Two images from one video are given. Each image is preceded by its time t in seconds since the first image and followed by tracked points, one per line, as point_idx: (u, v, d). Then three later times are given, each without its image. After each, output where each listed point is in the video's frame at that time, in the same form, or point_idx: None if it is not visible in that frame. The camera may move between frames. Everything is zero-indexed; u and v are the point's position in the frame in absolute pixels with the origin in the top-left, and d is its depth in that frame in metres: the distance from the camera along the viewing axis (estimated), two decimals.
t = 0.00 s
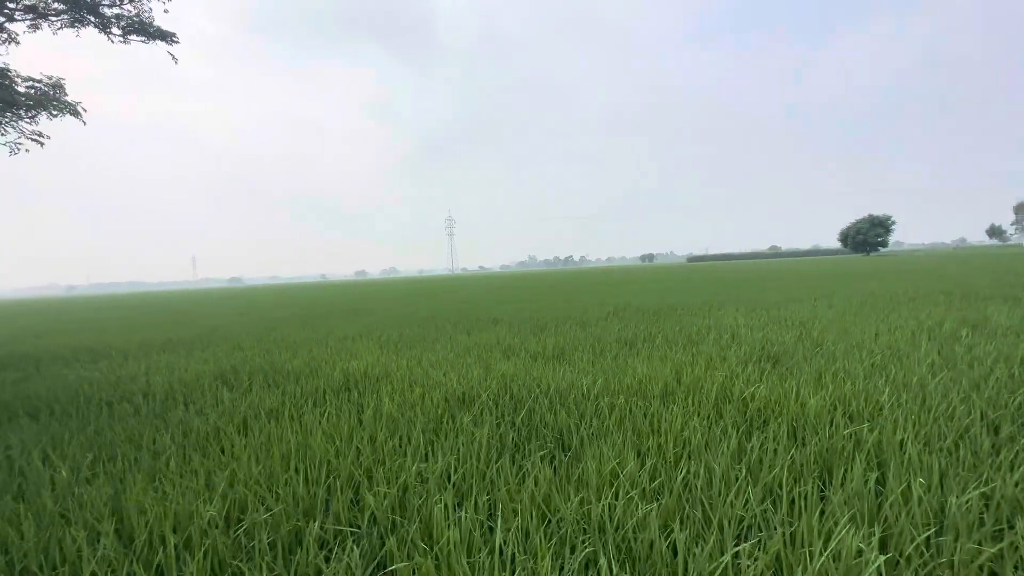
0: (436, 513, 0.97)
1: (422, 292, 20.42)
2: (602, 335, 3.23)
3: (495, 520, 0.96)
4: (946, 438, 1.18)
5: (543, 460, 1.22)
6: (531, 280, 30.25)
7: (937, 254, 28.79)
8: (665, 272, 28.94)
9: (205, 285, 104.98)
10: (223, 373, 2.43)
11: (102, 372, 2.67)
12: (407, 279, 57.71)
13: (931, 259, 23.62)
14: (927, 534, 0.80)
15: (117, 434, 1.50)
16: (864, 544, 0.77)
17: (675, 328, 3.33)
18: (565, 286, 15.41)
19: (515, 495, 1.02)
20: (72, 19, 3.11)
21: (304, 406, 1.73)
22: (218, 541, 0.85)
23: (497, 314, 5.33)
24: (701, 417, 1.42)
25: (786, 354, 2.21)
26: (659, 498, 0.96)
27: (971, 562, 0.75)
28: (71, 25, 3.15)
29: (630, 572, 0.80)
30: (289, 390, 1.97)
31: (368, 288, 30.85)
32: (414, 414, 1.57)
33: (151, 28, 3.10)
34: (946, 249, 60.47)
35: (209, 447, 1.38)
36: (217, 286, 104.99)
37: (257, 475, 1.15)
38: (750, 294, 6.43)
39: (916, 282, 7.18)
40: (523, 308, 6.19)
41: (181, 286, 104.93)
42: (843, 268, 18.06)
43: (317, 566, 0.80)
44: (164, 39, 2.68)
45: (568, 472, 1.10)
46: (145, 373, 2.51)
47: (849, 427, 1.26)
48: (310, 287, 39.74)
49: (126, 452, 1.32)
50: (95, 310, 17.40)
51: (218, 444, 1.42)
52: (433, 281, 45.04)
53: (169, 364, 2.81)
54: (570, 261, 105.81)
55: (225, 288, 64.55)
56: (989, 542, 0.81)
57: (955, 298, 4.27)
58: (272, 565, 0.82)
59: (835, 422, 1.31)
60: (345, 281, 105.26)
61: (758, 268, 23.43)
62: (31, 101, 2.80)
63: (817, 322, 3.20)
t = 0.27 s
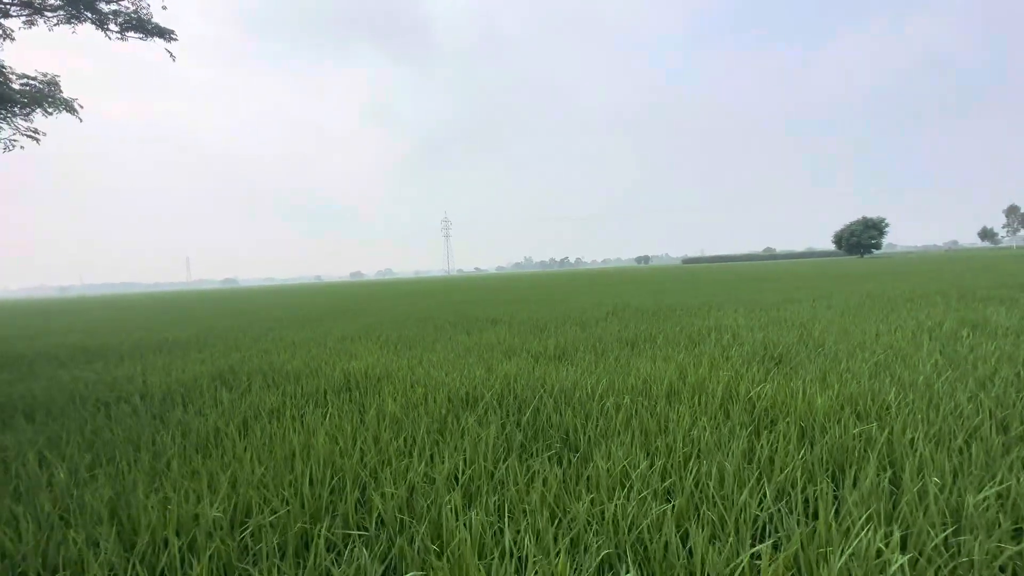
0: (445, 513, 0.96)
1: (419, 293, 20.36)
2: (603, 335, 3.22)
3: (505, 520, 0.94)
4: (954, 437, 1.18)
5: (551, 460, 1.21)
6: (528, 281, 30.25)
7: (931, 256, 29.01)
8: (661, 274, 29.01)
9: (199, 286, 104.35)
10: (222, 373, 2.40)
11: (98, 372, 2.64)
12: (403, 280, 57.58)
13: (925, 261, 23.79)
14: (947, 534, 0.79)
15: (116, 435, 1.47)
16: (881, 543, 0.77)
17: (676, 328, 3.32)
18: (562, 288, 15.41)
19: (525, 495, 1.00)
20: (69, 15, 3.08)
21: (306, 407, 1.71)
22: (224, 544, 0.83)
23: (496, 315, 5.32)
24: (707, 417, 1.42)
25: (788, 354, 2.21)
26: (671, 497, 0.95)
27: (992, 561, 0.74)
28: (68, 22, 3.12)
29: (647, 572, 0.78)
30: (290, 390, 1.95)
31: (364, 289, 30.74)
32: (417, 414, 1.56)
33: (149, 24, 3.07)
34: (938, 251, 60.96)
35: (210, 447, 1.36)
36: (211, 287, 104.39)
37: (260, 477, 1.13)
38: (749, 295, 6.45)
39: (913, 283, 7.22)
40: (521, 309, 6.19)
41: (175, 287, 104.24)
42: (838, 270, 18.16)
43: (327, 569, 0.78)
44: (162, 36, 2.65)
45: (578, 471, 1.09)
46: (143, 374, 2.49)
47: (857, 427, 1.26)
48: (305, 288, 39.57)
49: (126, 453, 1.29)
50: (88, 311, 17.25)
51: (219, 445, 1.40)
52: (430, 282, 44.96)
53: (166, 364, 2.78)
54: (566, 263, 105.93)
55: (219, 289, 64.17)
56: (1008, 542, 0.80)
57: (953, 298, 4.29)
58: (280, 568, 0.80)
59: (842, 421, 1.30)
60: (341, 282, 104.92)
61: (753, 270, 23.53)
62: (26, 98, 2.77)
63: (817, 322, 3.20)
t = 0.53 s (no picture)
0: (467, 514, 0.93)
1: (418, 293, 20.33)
2: (610, 333, 3.19)
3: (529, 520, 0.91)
4: (982, 433, 1.15)
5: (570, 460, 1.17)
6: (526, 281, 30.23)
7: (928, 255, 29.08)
8: (660, 273, 29.02)
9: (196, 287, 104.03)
10: (225, 373, 2.36)
11: (97, 372, 2.59)
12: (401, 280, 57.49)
13: (923, 259, 23.84)
14: (993, 536, 0.76)
15: (119, 437, 1.44)
16: (925, 544, 0.74)
17: (683, 326, 3.29)
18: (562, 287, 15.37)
19: (548, 495, 0.97)
20: (67, 8, 3.03)
21: (313, 407, 1.67)
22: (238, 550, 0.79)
23: (498, 314, 5.28)
24: (726, 415, 1.39)
25: (801, 352, 2.18)
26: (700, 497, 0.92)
27: None
28: (66, 16, 3.07)
29: (681, 575, 0.75)
30: (296, 390, 1.91)
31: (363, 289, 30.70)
32: (429, 414, 1.52)
33: (149, 18, 3.02)
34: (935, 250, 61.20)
35: (217, 448, 1.32)
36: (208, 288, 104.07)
37: (271, 479, 1.10)
38: (752, 294, 6.42)
39: (916, 281, 7.20)
40: (524, 308, 6.15)
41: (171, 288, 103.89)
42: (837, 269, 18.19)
43: None
44: (162, 30, 2.61)
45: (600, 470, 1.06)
46: (145, 374, 2.45)
47: (882, 426, 1.23)
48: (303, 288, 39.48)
49: (131, 455, 1.26)
50: (85, 312, 17.16)
51: (226, 446, 1.36)
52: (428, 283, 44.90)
53: (168, 364, 2.74)
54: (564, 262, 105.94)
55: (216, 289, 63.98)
56: None
57: (959, 296, 4.27)
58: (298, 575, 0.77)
59: (864, 419, 1.28)
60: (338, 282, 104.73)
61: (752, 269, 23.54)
62: (23, 93, 2.72)
63: (825, 320, 3.18)
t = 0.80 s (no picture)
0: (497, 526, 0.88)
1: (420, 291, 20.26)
2: (621, 332, 3.13)
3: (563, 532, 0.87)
4: None
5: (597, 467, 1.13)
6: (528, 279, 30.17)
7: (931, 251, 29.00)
8: (662, 271, 28.94)
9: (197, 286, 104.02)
10: (231, 375, 2.31)
11: (102, 374, 2.54)
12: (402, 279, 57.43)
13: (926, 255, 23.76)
14: None
15: (126, 443, 1.39)
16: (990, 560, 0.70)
17: (696, 325, 3.23)
18: (565, 285, 15.31)
19: (579, 504, 0.93)
20: (67, 4, 2.98)
21: (324, 410, 1.63)
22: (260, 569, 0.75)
23: (503, 312, 5.23)
24: (755, 417, 1.34)
25: (820, 351, 2.13)
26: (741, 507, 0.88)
27: None
28: (66, 11, 3.02)
29: None
30: (305, 392, 1.87)
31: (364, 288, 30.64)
32: (445, 417, 1.48)
33: (151, 13, 2.97)
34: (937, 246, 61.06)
35: (229, 454, 1.28)
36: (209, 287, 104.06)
37: (288, 488, 1.05)
38: (758, 290, 6.36)
39: (923, 277, 7.14)
40: (528, 306, 6.10)
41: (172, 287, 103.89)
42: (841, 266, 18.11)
43: None
44: (164, 25, 2.55)
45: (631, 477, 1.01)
46: (149, 375, 2.40)
47: (920, 429, 1.18)
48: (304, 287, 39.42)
49: (140, 463, 1.21)
50: (86, 312, 17.10)
51: (238, 452, 1.31)
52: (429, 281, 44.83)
53: (173, 366, 2.69)
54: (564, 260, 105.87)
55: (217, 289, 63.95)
56: None
57: (973, 292, 4.21)
58: None
59: (900, 422, 1.23)
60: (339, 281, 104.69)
61: (755, 266, 23.47)
62: (23, 91, 2.67)
63: (840, 317, 3.12)
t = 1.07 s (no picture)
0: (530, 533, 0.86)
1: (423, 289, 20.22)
2: (633, 329, 3.10)
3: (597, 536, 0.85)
4: None
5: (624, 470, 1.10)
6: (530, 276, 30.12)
7: (934, 246, 28.87)
8: (665, 267, 28.86)
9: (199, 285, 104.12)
10: (241, 374, 2.29)
11: (110, 374, 2.52)
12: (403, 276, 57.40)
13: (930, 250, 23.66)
14: None
15: (139, 445, 1.36)
16: None
17: (708, 321, 3.20)
18: (568, 282, 15.27)
19: (612, 507, 0.90)
20: None
21: (339, 410, 1.60)
22: None
23: (510, 310, 5.19)
24: (779, 417, 1.31)
25: (840, 347, 2.09)
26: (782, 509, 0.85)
27: None
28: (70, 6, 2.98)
29: None
30: (318, 392, 1.84)
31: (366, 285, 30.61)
32: (464, 418, 1.44)
33: (156, 8, 2.93)
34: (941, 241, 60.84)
35: (245, 456, 1.25)
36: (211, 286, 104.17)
37: (311, 492, 1.03)
38: (765, 286, 6.32)
39: (932, 272, 7.09)
40: (534, 303, 6.06)
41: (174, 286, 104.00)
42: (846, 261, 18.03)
43: None
44: (169, 19, 2.51)
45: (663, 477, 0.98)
46: (158, 375, 2.38)
47: (950, 426, 1.16)
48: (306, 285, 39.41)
49: (155, 466, 1.19)
50: (89, 311, 17.09)
51: (254, 454, 1.29)
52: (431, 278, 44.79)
53: (181, 365, 2.66)
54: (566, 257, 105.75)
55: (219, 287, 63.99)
56: None
57: (987, 287, 4.16)
58: None
59: (927, 419, 1.21)
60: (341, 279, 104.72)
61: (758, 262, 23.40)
62: (26, 87, 2.63)
63: (855, 313, 3.08)
